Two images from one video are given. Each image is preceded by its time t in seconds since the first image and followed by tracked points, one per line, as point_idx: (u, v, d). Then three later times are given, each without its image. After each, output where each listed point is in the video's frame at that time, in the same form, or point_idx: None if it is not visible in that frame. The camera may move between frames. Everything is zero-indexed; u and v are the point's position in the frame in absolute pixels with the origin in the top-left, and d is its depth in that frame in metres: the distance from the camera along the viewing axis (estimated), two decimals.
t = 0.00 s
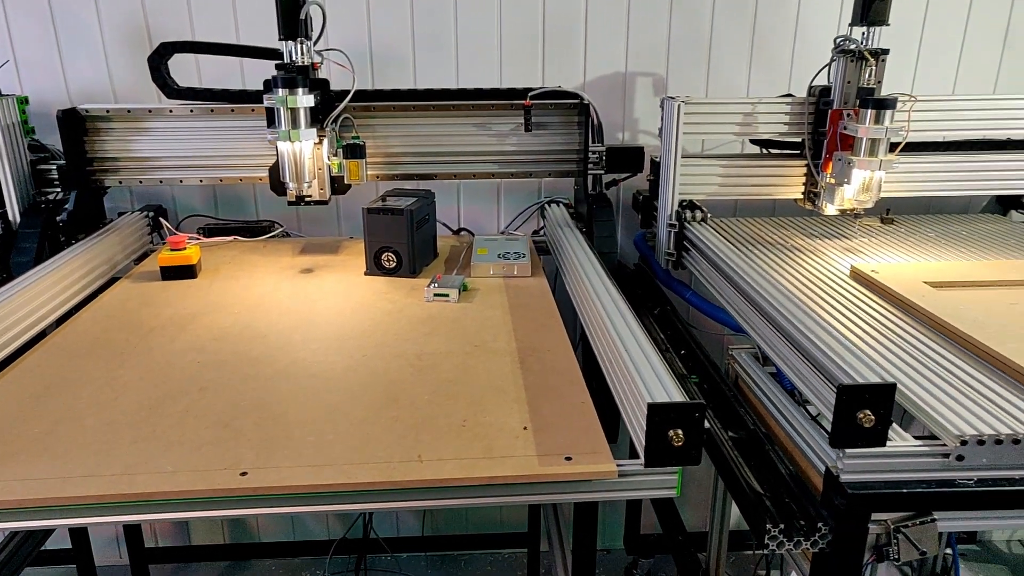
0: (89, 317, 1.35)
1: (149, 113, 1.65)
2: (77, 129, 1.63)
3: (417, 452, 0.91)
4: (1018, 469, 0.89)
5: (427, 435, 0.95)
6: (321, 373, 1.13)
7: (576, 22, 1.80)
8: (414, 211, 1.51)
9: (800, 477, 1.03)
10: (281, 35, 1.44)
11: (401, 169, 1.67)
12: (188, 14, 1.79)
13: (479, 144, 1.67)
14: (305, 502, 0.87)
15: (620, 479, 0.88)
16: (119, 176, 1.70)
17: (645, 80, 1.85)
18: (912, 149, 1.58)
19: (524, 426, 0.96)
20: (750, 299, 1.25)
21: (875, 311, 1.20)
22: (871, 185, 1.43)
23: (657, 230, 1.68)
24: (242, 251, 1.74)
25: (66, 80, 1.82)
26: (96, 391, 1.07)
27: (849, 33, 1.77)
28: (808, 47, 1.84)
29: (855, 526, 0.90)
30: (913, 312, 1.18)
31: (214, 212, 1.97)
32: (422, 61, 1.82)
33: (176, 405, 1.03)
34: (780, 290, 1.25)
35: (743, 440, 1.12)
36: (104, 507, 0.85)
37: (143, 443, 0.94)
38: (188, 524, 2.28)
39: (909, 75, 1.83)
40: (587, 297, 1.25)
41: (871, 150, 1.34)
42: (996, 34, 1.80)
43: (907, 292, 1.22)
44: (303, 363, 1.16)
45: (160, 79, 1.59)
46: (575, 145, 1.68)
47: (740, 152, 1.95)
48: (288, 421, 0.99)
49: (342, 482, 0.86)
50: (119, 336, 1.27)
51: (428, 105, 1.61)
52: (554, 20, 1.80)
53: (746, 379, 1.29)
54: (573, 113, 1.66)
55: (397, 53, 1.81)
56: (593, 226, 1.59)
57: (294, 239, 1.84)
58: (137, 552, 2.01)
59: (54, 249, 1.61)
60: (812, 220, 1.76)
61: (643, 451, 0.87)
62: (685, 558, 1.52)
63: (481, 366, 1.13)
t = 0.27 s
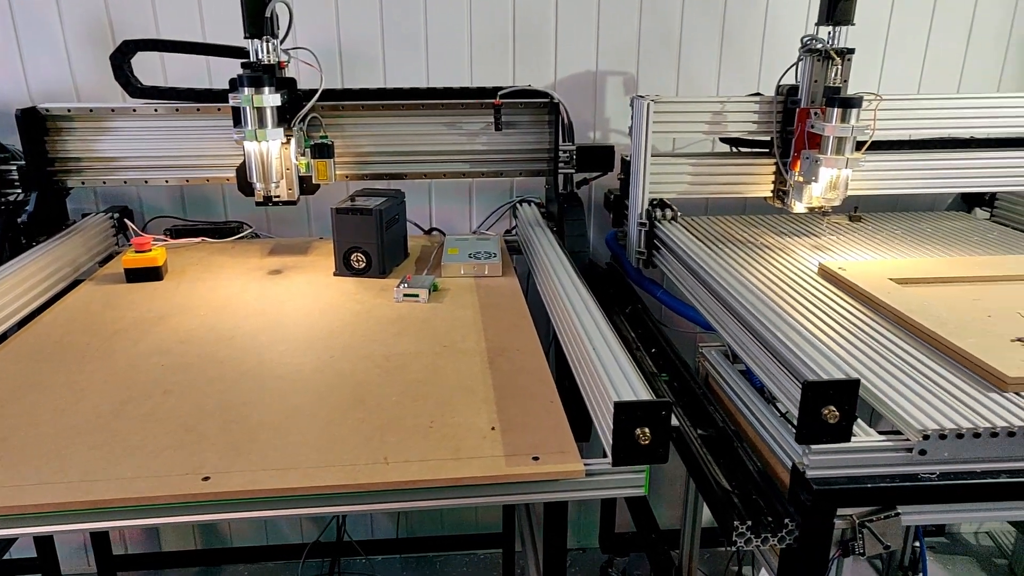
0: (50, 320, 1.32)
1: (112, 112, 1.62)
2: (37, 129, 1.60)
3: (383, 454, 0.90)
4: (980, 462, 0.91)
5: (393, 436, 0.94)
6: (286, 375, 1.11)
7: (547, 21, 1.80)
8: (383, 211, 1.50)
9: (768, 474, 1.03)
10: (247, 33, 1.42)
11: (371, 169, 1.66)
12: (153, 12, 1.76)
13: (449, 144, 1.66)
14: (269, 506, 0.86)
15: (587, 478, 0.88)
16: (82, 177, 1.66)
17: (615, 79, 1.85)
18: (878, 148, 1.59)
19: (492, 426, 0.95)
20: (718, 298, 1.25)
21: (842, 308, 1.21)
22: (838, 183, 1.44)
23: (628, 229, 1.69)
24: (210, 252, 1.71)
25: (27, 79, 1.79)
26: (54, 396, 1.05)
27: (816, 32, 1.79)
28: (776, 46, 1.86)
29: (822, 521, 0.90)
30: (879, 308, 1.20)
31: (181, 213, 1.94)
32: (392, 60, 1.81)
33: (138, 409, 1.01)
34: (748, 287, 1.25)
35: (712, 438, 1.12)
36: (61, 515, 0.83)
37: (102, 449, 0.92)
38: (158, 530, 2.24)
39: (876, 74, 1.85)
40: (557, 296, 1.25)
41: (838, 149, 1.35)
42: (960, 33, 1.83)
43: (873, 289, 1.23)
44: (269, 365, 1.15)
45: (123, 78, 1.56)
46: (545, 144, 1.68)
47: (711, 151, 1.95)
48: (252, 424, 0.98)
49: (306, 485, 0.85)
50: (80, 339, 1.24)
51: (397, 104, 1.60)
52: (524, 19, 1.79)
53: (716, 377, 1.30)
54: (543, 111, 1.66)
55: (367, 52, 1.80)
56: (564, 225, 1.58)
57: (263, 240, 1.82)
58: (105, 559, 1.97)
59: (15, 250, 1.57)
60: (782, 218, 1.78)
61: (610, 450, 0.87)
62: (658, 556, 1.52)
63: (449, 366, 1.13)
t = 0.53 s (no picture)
0: (8, 326, 1.29)
1: (72, 114, 1.59)
2: None
3: (349, 458, 0.89)
4: (941, 456, 0.92)
5: (359, 439, 0.93)
6: (252, 378, 1.10)
7: (515, 21, 1.80)
8: (351, 212, 1.49)
9: (736, 471, 1.04)
10: (210, 33, 1.40)
11: (339, 170, 1.65)
12: (114, 12, 1.73)
13: (418, 144, 1.65)
14: (234, 512, 0.85)
15: (555, 478, 0.88)
16: (42, 180, 1.63)
17: (584, 78, 1.86)
18: (843, 146, 1.61)
19: (459, 427, 0.95)
20: (685, 295, 1.26)
21: (808, 305, 1.22)
22: (804, 182, 1.44)
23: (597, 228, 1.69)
24: (176, 255, 1.69)
25: None
26: (12, 404, 1.03)
27: (781, 32, 1.80)
28: (743, 46, 1.87)
29: (787, 516, 0.91)
30: (843, 305, 1.21)
31: (146, 216, 1.91)
32: (359, 60, 1.79)
33: (98, 416, 1.00)
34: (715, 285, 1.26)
35: (681, 435, 1.13)
36: (17, 526, 0.82)
37: (61, 457, 0.90)
38: (127, 538, 2.20)
39: (840, 73, 1.87)
40: (525, 296, 1.24)
41: (803, 147, 1.37)
42: (921, 33, 1.85)
43: (838, 286, 1.24)
44: (234, 369, 1.13)
45: (83, 79, 1.54)
46: (514, 143, 1.68)
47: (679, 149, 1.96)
48: (216, 429, 0.96)
49: (271, 491, 0.84)
50: (40, 345, 1.22)
51: (364, 105, 1.59)
52: (492, 19, 1.79)
53: (684, 374, 1.30)
54: (512, 111, 1.65)
55: (333, 52, 1.78)
56: (533, 225, 1.58)
57: (230, 243, 1.79)
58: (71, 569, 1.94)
59: None
60: (750, 215, 1.79)
61: (577, 450, 0.87)
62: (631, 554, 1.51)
63: (417, 367, 1.12)
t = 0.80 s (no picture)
0: None
1: (31, 114, 1.56)
2: None
3: (315, 461, 0.88)
4: (905, 450, 0.93)
5: (326, 443, 0.92)
6: (216, 382, 1.09)
7: (484, 20, 1.79)
8: (318, 214, 1.48)
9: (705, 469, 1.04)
10: (173, 32, 1.38)
11: (307, 170, 1.63)
12: (74, 11, 1.70)
13: (386, 144, 1.64)
14: (197, 518, 0.84)
15: (523, 479, 0.88)
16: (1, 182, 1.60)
17: (553, 78, 1.86)
18: (810, 144, 1.63)
19: (426, 429, 0.95)
20: (654, 294, 1.26)
21: (775, 302, 1.23)
22: (772, 180, 1.45)
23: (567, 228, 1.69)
24: (141, 258, 1.66)
25: None
26: None
27: (748, 31, 1.82)
28: (710, 45, 1.88)
29: (754, 513, 0.92)
30: (810, 301, 1.22)
31: (110, 219, 1.88)
32: (326, 59, 1.78)
33: (57, 423, 0.97)
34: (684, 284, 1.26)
35: (650, 434, 1.13)
36: None
37: (17, 466, 0.88)
38: (95, 546, 2.16)
39: (807, 72, 1.89)
40: (494, 296, 1.24)
41: (770, 145, 1.38)
42: (884, 32, 1.88)
43: (804, 283, 1.25)
44: (198, 373, 1.12)
45: (42, 79, 1.51)
46: (483, 143, 1.67)
47: (649, 148, 1.97)
48: (179, 434, 0.95)
49: (235, 496, 0.83)
50: None
51: (332, 105, 1.58)
52: (460, 18, 1.78)
53: (654, 372, 1.31)
54: (481, 111, 1.65)
55: (300, 51, 1.76)
56: (503, 225, 1.58)
57: (197, 245, 1.77)
58: None
59: None
60: (719, 214, 1.80)
61: (544, 451, 0.87)
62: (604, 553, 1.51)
63: (385, 369, 1.11)
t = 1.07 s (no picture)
0: None
1: None
2: None
3: (281, 467, 0.87)
4: (871, 447, 0.94)
5: (291, 448, 0.91)
6: (181, 388, 1.07)
7: (453, 20, 1.78)
8: (286, 216, 1.47)
9: (674, 468, 1.04)
10: (135, 32, 1.35)
11: (275, 172, 1.61)
12: (34, 11, 1.67)
13: (356, 145, 1.62)
14: (159, 528, 0.82)
15: (491, 482, 0.88)
16: None
17: (523, 78, 1.85)
18: (778, 144, 1.64)
19: (394, 433, 0.94)
20: (624, 294, 1.26)
21: (744, 301, 1.23)
22: (741, 179, 1.46)
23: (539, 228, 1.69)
24: (106, 262, 1.63)
25: None
26: None
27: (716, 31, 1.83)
28: (679, 45, 1.89)
29: (723, 512, 0.92)
30: (778, 300, 1.23)
31: (75, 222, 1.85)
32: (294, 60, 1.76)
33: (15, 432, 0.95)
34: (654, 283, 1.26)
35: (620, 434, 1.13)
36: None
37: None
38: (63, 556, 2.12)
39: (775, 72, 1.90)
40: (464, 298, 1.23)
41: (738, 145, 1.38)
42: (851, 32, 1.90)
43: (773, 281, 1.26)
44: (162, 379, 1.10)
45: None
46: (453, 144, 1.67)
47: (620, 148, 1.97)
48: (141, 442, 0.93)
49: (198, 504, 0.81)
50: None
51: (300, 106, 1.56)
52: (429, 18, 1.77)
53: (625, 372, 1.31)
54: (451, 112, 1.64)
55: (267, 52, 1.74)
56: (474, 226, 1.57)
57: (164, 248, 1.74)
58: None
59: None
60: (690, 213, 1.81)
61: (513, 453, 0.86)
62: (578, 552, 1.50)
63: (353, 372, 1.10)
